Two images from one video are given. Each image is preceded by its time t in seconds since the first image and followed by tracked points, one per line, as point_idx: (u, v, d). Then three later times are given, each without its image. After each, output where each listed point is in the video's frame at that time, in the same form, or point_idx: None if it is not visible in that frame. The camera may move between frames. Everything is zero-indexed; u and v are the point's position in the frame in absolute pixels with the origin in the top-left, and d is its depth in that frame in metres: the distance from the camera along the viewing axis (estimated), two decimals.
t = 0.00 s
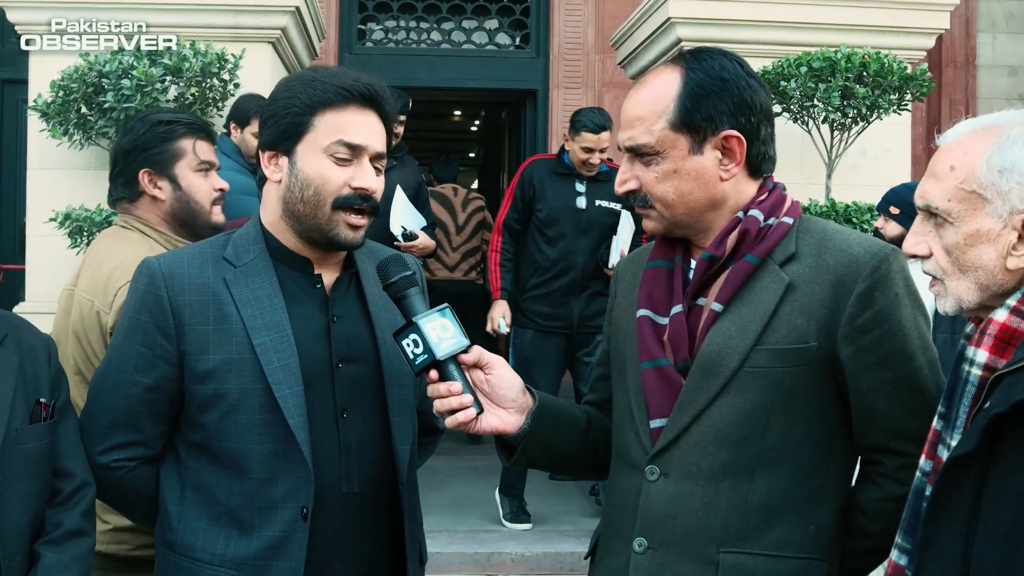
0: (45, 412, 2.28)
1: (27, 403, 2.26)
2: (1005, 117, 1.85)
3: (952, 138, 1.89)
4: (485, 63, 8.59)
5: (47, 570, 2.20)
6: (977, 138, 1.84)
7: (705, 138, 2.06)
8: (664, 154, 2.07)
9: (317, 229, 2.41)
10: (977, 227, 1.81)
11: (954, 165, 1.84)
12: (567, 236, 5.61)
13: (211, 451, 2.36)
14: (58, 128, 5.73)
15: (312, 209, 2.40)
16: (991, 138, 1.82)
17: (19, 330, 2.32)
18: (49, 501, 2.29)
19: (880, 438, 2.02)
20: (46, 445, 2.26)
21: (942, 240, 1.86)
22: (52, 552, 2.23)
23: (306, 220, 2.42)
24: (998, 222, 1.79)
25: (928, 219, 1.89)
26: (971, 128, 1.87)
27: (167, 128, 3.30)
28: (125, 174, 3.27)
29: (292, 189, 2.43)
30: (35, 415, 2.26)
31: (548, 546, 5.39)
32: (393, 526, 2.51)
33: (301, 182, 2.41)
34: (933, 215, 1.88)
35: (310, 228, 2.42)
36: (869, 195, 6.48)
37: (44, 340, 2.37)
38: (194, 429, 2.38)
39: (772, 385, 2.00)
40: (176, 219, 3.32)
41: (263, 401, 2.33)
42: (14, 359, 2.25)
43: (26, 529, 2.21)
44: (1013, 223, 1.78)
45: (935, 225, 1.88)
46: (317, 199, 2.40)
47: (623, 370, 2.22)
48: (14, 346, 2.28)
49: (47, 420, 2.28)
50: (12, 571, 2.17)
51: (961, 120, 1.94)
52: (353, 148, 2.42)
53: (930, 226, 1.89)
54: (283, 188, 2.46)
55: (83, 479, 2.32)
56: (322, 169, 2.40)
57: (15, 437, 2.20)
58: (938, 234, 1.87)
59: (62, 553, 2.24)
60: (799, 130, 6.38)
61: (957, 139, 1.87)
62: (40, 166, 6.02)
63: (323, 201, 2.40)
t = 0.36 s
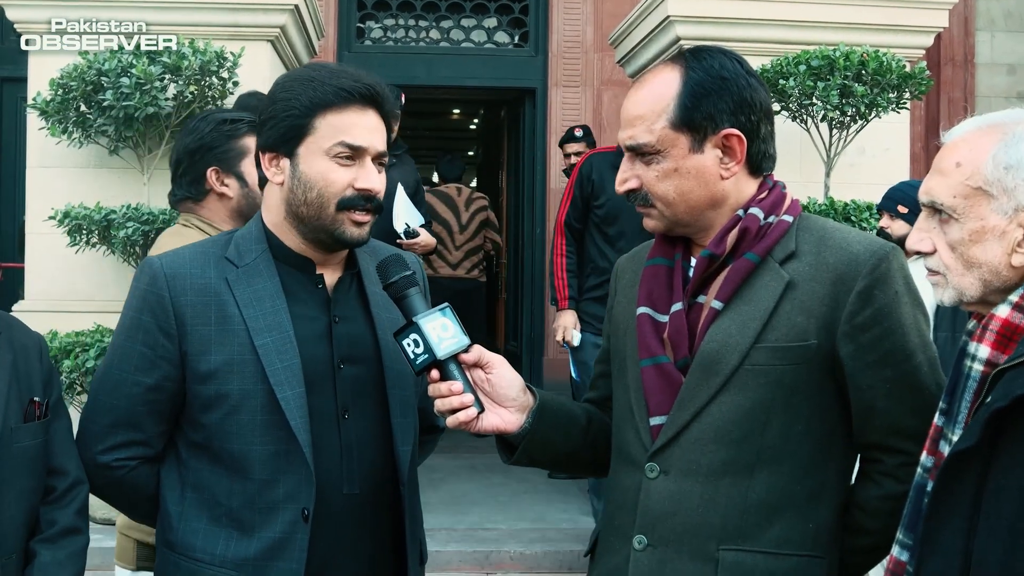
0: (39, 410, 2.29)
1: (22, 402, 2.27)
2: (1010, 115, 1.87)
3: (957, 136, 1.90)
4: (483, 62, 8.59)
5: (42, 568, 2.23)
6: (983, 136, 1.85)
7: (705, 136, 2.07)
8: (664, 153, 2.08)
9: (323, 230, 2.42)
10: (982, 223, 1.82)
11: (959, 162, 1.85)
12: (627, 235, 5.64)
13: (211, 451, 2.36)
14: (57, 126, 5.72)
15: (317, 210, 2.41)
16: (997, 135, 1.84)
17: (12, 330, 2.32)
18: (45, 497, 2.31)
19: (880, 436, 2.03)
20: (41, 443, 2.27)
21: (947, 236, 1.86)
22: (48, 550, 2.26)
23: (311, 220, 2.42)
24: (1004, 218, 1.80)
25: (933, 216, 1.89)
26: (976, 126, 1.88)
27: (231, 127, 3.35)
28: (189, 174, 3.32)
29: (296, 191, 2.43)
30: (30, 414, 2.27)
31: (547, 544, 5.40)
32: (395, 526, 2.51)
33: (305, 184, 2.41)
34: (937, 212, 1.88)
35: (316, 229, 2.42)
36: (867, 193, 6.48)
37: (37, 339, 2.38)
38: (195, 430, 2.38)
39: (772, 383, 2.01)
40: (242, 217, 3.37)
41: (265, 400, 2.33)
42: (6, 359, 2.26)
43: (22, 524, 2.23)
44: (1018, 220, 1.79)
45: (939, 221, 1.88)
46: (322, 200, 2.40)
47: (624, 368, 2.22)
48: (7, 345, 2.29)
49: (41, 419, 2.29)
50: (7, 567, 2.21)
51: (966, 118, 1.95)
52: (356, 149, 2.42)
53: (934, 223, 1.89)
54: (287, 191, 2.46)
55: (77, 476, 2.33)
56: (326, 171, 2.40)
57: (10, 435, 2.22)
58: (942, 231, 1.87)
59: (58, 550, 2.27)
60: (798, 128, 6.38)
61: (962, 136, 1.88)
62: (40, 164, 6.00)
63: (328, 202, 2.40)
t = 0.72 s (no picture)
0: (35, 409, 2.29)
1: (18, 400, 2.27)
2: (1012, 113, 1.87)
3: (960, 133, 1.90)
4: (482, 61, 8.58)
5: (37, 567, 2.23)
6: (986, 133, 1.85)
7: (703, 135, 2.07)
8: (662, 152, 2.07)
9: (326, 225, 2.41)
10: (985, 220, 1.82)
11: (962, 159, 1.85)
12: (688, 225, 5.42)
13: (208, 449, 2.36)
14: (55, 124, 5.73)
15: (321, 206, 2.40)
16: (1000, 133, 1.84)
17: (9, 327, 2.32)
18: (40, 495, 2.30)
19: (878, 435, 2.03)
20: (37, 442, 2.27)
21: (949, 234, 1.86)
22: (43, 548, 2.26)
23: (314, 216, 2.41)
24: (1007, 215, 1.80)
25: (935, 214, 1.89)
26: (979, 123, 1.88)
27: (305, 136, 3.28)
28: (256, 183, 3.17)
29: (298, 188, 2.42)
30: (26, 412, 2.27)
31: (545, 542, 5.40)
32: (392, 524, 2.51)
33: (308, 180, 2.41)
34: (939, 209, 1.88)
35: (319, 224, 2.42)
36: (866, 192, 6.48)
37: (34, 336, 2.37)
38: (191, 428, 2.38)
39: (770, 382, 2.01)
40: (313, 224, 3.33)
41: (262, 399, 2.33)
42: (3, 356, 2.26)
43: (17, 524, 2.23)
44: (1021, 217, 1.80)
45: (941, 219, 1.88)
46: (325, 196, 2.40)
47: (622, 366, 2.22)
48: (4, 343, 2.29)
49: (37, 417, 2.29)
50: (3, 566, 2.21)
51: (967, 117, 1.95)
52: (357, 142, 2.42)
53: (936, 221, 1.89)
54: (288, 188, 2.45)
55: (73, 475, 2.33)
56: (329, 167, 2.40)
57: (6, 433, 2.21)
58: (945, 228, 1.87)
59: (53, 549, 2.27)
60: (797, 127, 6.38)
61: (965, 134, 1.88)
62: (37, 162, 6.00)
63: (331, 198, 2.40)
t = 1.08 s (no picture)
0: (32, 409, 2.28)
1: (15, 400, 2.26)
2: (1014, 113, 1.87)
3: (962, 133, 1.89)
4: (481, 61, 8.58)
5: (33, 567, 2.23)
6: (989, 133, 1.85)
7: (702, 136, 2.06)
8: (661, 152, 2.07)
9: (331, 231, 2.41)
10: (988, 220, 1.82)
11: (965, 159, 1.85)
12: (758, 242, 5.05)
13: (207, 450, 2.35)
14: (54, 123, 5.73)
15: (326, 212, 2.40)
16: (1002, 132, 1.84)
17: (7, 327, 2.32)
18: (37, 496, 2.30)
19: (877, 436, 2.03)
20: (34, 442, 2.27)
21: (953, 234, 1.86)
22: (39, 548, 2.26)
23: (319, 222, 2.41)
24: (1011, 214, 1.80)
25: (937, 214, 1.89)
26: (981, 123, 1.88)
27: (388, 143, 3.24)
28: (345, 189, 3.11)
29: (304, 193, 2.42)
30: (23, 412, 2.26)
31: (543, 542, 5.40)
32: (391, 525, 2.50)
33: (315, 187, 2.41)
34: (942, 209, 1.88)
35: (324, 230, 2.42)
36: (865, 192, 6.48)
37: (33, 337, 2.37)
38: (190, 429, 2.37)
39: (770, 382, 2.00)
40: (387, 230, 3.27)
41: (262, 400, 2.33)
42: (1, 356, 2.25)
43: (13, 524, 2.22)
44: None
45: (944, 219, 1.88)
46: (332, 203, 2.40)
47: (621, 367, 2.22)
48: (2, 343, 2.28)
49: (34, 417, 2.28)
50: None
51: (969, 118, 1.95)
52: (365, 151, 2.42)
53: (939, 221, 1.89)
54: (294, 192, 2.45)
55: (70, 475, 2.33)
56: (336, 174, 2.40)
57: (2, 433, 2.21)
58: (948, 228, 1.87)
59: (49, 549, 2.27)
60: (796, 127, 6.38)
61: (967, 133, 1.88)
62: (36, 161, 5.99)
63: (337, 205, 2.40)
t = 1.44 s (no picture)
0: (31, 408, 2.28)
1: (14, 400, 2.26)
2: (1001, 115, 1.87)
3: (952, 140, 1.89)
4: (482, 60, 8.58)
5: (32, 567, 2.23)
6: (977, 139, 1.85)
7: (696, 143, 2.06)
8: (659, 164, 2.07)
9: (335, 229, 2.41)
10: (987, 225, 1.81)
11: (957, 167, 1.85)
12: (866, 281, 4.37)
13: (208, 449, 2.35)
14: (54, 123, 5.74)
15: (331, 210, 2.41)
16: (992, 137, 1.84)
17: (6, 327, 2.32)
18: (36, 495, 2.30)
19: (878, 436, 2.02)
20: (33, 442, 2.26)
21: (953, 241, 1.86)
22: (38, 548, 2.25)
23: (322, 220, 2.42)
24: (1007, 217, 1.80)
25: (936, 223, 1.89)
26: (970, 128, 1.88)
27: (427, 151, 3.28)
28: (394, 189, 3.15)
29: (308, 191, 2.42)
30: (22, 412, 2.26)
31: (544, 542, 5.40)
32: (391, 523, 2.51)
33: (318, 184, 2.41)
34: (940, 218, 1.88)
35: (326, 228, 2.42)
36: (866, 192, 6.48)
37: (32, 335, 2.37)
38: (191, 428, 2.37)
39: (770, 382, 2.00)
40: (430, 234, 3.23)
41: (263, 400, 2.33)
42: None
43: (13, 524, 2.22)
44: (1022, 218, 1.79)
45: (943, 228, 1.88)
46: (336, 201, 2.40)
47: (621, 367, 2.22)
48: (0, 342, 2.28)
49: (32, 416, 2.28)
50: None
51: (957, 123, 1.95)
52: (368, 148, 2.43)
53: (939, 230, 1.88)
54: (297, 190, 2.44)
55: (69, 475, 2.33)
56: (341, 171, 2.41)
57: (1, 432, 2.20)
58: (948, 237, 1.87)
59: (49, 548, 2.26)
60: (797, 127, 6.37)
61: (957, 141, 1.88)
62: (36, 161, 5.98)
63: (342, 201, 2.40)
